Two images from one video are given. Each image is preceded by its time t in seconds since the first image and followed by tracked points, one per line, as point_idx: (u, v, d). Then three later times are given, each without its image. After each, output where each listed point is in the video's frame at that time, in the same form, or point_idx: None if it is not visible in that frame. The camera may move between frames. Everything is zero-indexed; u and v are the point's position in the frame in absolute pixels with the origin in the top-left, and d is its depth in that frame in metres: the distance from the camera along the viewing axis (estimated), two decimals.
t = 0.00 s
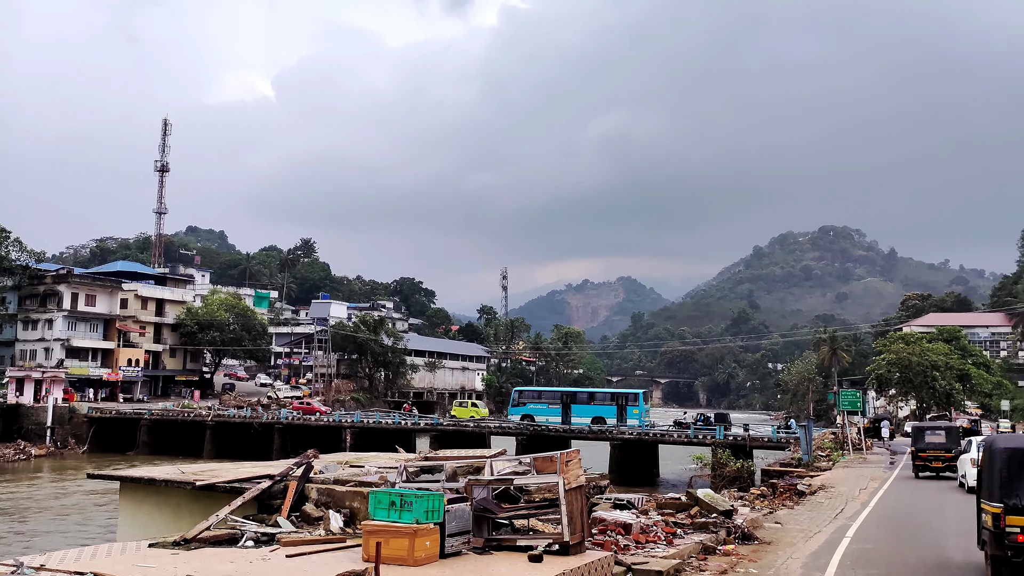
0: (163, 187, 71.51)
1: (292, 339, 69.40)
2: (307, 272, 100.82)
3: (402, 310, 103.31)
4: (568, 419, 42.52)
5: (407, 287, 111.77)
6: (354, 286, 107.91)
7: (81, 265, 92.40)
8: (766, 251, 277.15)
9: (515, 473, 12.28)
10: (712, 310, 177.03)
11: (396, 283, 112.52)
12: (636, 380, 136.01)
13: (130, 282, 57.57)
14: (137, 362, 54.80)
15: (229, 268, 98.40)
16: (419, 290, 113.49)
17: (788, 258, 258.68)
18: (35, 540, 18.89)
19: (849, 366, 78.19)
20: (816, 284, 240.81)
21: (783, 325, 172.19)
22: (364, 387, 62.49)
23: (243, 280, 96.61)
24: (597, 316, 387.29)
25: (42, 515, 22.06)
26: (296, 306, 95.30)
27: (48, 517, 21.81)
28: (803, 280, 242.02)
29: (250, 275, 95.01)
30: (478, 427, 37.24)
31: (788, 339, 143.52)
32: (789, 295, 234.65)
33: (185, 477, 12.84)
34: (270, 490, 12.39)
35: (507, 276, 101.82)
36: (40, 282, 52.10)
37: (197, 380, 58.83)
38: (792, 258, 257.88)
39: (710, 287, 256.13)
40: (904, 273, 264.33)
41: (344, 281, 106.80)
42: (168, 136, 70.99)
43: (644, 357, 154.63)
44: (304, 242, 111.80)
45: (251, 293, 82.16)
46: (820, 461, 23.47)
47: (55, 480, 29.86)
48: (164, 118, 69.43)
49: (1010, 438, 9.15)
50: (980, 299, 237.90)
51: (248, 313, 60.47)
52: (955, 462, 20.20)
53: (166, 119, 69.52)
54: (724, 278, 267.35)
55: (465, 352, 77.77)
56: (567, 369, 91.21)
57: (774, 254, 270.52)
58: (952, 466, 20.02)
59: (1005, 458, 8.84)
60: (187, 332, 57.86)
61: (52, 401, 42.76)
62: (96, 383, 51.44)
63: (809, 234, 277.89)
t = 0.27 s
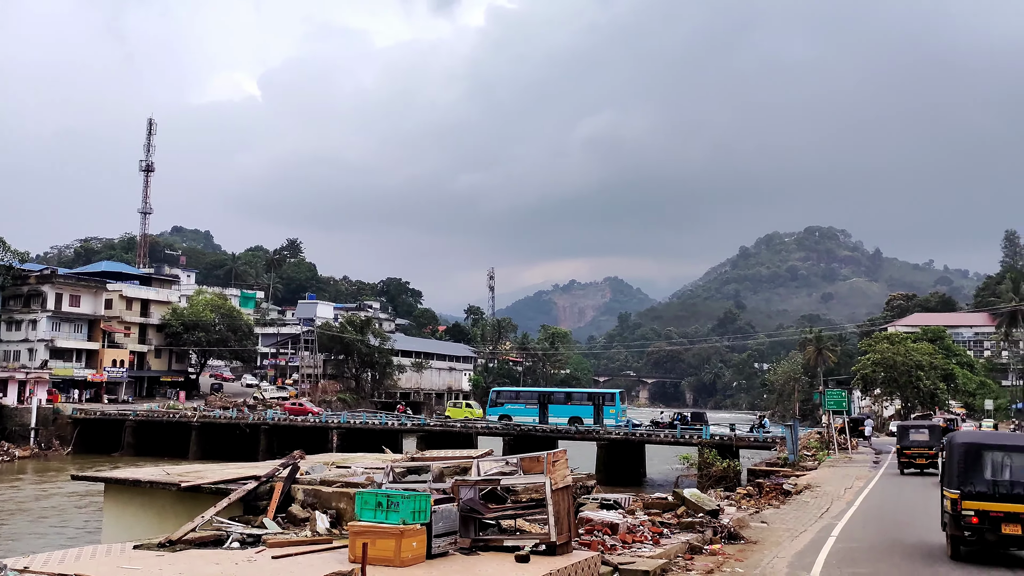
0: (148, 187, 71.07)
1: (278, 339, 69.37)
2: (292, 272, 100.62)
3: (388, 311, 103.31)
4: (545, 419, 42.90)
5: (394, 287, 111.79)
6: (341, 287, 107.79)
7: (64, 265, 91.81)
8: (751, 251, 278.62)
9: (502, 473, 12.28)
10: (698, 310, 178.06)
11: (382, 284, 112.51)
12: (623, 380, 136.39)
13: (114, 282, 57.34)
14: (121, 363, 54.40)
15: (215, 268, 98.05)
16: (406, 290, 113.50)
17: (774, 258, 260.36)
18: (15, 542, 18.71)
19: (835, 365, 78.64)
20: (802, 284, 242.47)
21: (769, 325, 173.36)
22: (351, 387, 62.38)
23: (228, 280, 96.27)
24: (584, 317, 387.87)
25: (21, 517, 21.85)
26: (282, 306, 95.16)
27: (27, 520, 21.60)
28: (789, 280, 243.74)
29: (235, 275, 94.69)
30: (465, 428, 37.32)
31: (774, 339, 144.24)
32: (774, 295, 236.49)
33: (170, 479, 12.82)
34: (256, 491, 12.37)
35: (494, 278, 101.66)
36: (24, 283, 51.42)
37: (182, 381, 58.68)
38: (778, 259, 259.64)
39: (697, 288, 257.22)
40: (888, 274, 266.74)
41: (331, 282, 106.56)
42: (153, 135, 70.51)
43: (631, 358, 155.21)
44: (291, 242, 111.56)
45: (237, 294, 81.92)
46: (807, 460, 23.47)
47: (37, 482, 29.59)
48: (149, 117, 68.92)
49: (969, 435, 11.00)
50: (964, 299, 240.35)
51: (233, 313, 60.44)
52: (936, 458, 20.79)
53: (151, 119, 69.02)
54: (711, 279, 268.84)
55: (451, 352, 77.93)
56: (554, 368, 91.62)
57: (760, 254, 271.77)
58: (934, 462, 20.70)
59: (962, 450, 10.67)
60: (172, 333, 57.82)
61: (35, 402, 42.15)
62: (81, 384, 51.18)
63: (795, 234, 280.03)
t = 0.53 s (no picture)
0: (137, 187, 70.84)
1: (267, 340, 69.29)
2: (282, 272, 100.48)
3: (378, 311, 103.31)
4: (524, 419, 42.99)
5: (384, 287, 111.79)
6: (330, 287, 107.69)
7: (52, 266, 91.40)
8: (741, 252, 279.58)
9: (492, 474, 12.28)
10: (688, 311, 178.66)
11: (372, 284, 112.45)
12: (612, 381, 136.57)
13: (103, 282, 56.98)
14: (109, 364, 54.06)
15: (203, 269, 97.94)
16: (396, 291, 113.49)
17: (764, 259, 261.41)
18: None
19: (824, 366, 79.00)
20: (791, 285, 243.59)
21: (758, 326, 174.09)
22: (340, 388, 62.29)
23: (217, 280, 96.00)
24: (573, 317, 388.10)
25: (4, 519, 21.68)
26: (271, 307, 95.06)
27: (10, 522, 21.43)
28: (778, 281, 244.76)
29: (224, 275, 94.52)
30: (455, 428, 37.46)
31: (762, 339, 144.69)
32: (764, 296, 237.44)
33: (158, 480, 12.80)
34: (245, 492, 12.36)
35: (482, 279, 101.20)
36: (11, 283, 51.09)
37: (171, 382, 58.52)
38: (767, 259, 260.72)
39: (687, 289, 257.87)
40: (876, 275, 268.22)
41: (320, 282, 106.35)
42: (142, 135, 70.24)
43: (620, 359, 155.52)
44: (281, 242, 111.35)
45: (226, 294, 81.72)
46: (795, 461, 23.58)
47: (22, 483, 29.39)
48: (138, 117, 68.62)
49: (937, 432, 12.40)
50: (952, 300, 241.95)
51: (221, 313, 60.26)
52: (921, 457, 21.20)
53: (140, 118, 68.75)
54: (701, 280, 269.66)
55: (440, 353, 78.15)
56: (543, 369, 92.23)
57: (748, 255, 272.71)
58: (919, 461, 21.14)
59: (932, 447, 12.04)
60: (160, 333, 57.96)
61: (23, 403, 41.83)
62: (68, 385, 50.97)
63: (784, 235, 281.44)
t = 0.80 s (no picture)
0: (127, 187, 70.55)
1: (257, 341, 69.17)
2: (272, 273, 100.22)
3: (369, 312, 103.23)
4: (505, 419, 43.57)
5: (375, 288, 111.67)
6: (320, 288, 107.51)
7: (40, 266, 90.86)
8: (731, 253, 280.16)
9: (482, 475, 12.28)
10: (678, 312, 179.08)
11: (363, 285, 112.27)
12: (603, 382, 136.69)
13: (92, 283, 56.80)
14: (98, 365, 53.85)
15: (194, 269, 97.59)
16: (386, 292, 113.40)
17: (754, 261, 262.33)
18: None
19: (813, 366, 79.34)
20: (781, 286, 244.57)
21: (748, 327, 174.73)
22: (330, 389, 62.16)
23: (207, 281, 95.74)
24: (564, 318, 388.38)
25: None
26: (262, 308, 94.84)
27: None
28: (768, 282, 245.54)
29: (214, 276, 94.20)
30: (445, 429, 37.61)
31: (752, 340, 145.22)
32: (754, 297, 238.26)
33: (148, 482, 12.80)
34: (235, 494, 12.35)
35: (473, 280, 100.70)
36: None
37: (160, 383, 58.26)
38: (757, 261, 261.70)
39: (678, 290, 258.40)
40: (866, 276, 269.59)
41: (311, 283, 106.11)
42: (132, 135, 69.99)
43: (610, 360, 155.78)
44: (271, 243, 111.24)
45: (215, 295, 81.46)
46: (785, 462, 23.76)
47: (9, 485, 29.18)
48: (127, 117, 68.41)
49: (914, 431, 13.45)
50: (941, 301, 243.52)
51: (210, 315, 61.12)
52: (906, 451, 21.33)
53: (130, 119, 68.55)
54: (691, 281, 270.33)
55: (432, 354, 78.41)
56: (534, 371, 92.31)
57: (738, 255, 273.33)
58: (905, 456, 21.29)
59: (907, 446, 13.15)
60: (150, 334, 57.77)
61: (11, 404, 41.53)
62: (56, 386, 50.80)
63: (774, 237, 282.65)
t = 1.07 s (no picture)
0: (117, 187, 70.33)
1: (248, 342, 69.07)
2: (263, 274, 99.98)
3: (359, 313, 103.17)
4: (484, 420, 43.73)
5: (366, 289, 111.50)
6: (310, 289, 107.33)
7: (29, 266, 90.42)
8: (721, 254, 280.59)
9: (473, 477, 12.29)
10: (669, 314, 179.50)
11: (354, 286, 112.16)
12: (593, 383, 136.77)
13: (81, 283, 56.61)
14: (87, 366, 53.71)
15: (184, 270, 97.36)
16: (378, 293, 113.31)
17: (745, 262, 263.22)
18: None
19: (803, 368, 79.64)
20: (771, 288, 245.48)
21: (739, 329, 175.27)
22: (321, 390, 62.01)
23: (197, 282, 95.54)
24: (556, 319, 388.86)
25: None
26: (252, 309, 94.73)
27: None
28: (759, 284, 246.28)
29: (204, 277, 93.94)
30: (436, 431, 37.73)
31: (742, 341, 145.60)
32: (745, 298, 239.17)
33: (137, 484, 12.78)
34: (224, 495, 12.36)
35: (464, 281, 100.25)
36: None
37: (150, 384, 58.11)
38: (747, 262, 262.59)
39: (669, 291, 258.98)
40: (856, 278, 270.79)
41: (302, 284, 105.85)
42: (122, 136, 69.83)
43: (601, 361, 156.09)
44: (262, 244, 111.09)
45: (205, 296, 81.25)
46: (775, 463, 23.87)
47: None
48: (117, 117, 68.19)
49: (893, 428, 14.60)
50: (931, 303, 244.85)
51: (201, 316, 61.06)
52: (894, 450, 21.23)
53: (119, 119, 68.33)
54: (683, 282, 270.97)
55: (422, 356, 78.66)
56: (526, 372, 91.73)
57: (729, 257, 273.90)
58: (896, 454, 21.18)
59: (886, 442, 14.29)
60: (139, 334, 57.57)
61: None
62: (46, 387, 50.49)
63: (765, 239, 283.80)
